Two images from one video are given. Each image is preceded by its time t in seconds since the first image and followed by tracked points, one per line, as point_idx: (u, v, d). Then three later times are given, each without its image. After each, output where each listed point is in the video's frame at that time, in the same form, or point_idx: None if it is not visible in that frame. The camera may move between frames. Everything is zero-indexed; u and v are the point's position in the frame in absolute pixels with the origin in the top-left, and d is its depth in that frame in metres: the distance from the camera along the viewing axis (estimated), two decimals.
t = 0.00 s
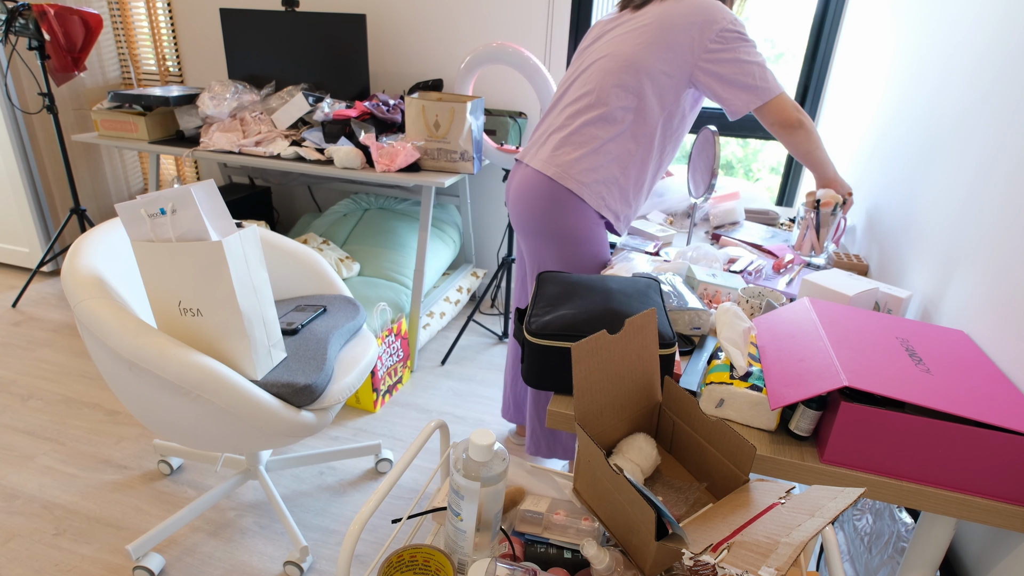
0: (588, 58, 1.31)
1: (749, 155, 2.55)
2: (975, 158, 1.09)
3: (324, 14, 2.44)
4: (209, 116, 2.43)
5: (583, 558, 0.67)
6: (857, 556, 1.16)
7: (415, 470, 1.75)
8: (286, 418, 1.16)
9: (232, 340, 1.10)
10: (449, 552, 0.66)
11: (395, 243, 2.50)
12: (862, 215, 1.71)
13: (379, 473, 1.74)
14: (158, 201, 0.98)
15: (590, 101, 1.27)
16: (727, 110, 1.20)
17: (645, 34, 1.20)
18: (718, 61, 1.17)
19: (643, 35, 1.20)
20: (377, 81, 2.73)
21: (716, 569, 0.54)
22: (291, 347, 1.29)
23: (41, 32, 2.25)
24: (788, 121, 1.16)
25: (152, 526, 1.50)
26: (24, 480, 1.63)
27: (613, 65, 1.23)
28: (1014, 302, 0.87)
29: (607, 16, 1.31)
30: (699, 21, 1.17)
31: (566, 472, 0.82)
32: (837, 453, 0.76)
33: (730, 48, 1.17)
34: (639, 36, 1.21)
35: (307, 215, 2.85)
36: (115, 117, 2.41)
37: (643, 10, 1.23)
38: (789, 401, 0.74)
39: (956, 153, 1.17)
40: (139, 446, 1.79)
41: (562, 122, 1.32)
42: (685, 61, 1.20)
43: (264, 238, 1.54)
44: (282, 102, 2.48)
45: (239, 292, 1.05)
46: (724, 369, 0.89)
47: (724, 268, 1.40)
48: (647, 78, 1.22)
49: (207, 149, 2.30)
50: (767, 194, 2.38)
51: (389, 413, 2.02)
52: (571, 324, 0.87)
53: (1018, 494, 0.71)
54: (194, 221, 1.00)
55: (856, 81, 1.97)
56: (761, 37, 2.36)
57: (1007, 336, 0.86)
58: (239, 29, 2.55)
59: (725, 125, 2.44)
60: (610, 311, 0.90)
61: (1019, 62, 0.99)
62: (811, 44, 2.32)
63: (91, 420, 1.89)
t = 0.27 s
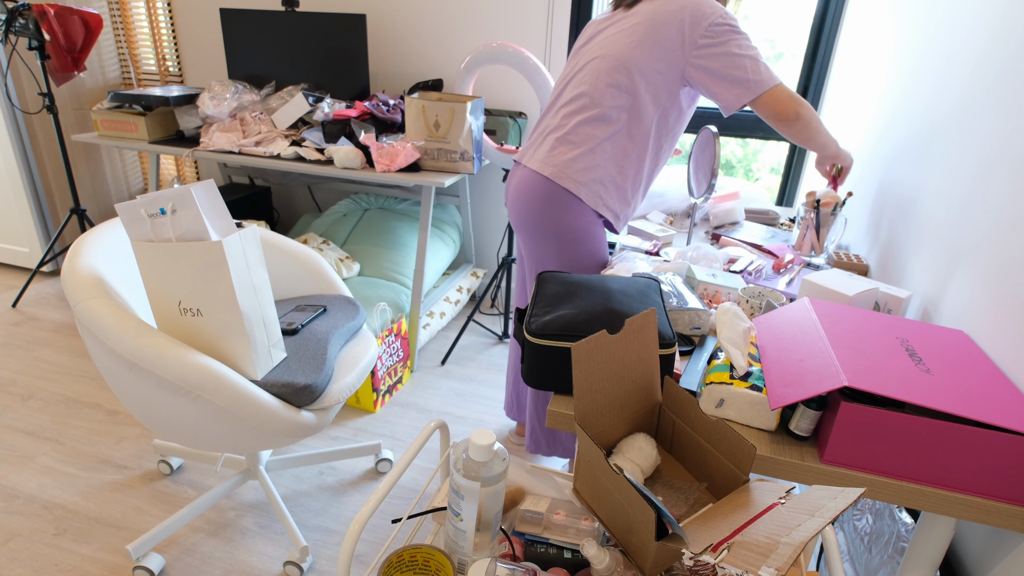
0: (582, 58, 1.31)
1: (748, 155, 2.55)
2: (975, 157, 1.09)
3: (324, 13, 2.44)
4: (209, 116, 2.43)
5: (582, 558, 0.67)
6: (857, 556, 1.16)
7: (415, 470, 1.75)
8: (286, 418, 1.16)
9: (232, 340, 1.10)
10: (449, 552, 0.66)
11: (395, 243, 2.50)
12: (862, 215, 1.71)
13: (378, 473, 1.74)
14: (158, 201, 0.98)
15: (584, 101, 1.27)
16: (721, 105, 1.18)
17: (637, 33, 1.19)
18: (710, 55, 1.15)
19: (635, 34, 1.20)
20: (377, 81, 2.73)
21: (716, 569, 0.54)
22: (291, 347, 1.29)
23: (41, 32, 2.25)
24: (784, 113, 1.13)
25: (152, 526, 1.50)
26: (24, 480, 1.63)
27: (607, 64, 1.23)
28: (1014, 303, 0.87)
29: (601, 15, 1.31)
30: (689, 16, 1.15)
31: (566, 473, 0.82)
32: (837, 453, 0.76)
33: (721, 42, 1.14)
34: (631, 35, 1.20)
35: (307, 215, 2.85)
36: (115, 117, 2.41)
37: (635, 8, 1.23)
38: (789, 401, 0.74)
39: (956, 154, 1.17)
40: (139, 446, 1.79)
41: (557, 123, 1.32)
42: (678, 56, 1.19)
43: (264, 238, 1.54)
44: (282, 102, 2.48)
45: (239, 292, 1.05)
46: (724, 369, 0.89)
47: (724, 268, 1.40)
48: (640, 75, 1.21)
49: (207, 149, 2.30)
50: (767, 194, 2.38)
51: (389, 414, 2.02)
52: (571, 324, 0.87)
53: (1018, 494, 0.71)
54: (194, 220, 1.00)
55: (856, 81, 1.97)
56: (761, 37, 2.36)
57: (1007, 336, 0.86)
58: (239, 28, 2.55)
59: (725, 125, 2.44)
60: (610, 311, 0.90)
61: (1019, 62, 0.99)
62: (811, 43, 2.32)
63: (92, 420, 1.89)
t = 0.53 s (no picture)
0: (574, 59, 1.32)
1: (748, 155, 2.55)
2: (975, 156, 1.09)
3: (323, 14, 2.44)
4: (209, 116, 2.44)
5: (583, 558, 0.67)
6: (857, 556, 1.16)
7: (415, 470, 1.75)
8: (286, 419, 1.16)
9: (232, 340, 1.10)
10: (449, 552, 0.66)
11: (395, 243, 2.50)
12: (862, 215, 1.71)
13: (378, 473, 1.74)
14: (158, 201, 0.98)
15: (576, 100, 1.28)
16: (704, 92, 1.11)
17: (623, 28, 1.20)
18: (689, 42, 1.10)
19: (620, 30, 1.20)
20: (376, 81, 2.73)
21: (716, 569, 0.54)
22: (291, 347, 1.29)
23: (41, 32, 2.25)
24: (764, 97, 1.04)
25: (152, 526, 1.50)
26: (24, 480, 1.63)
27: (596, 62, 1.24)
28: (1014, 302, 0.87)
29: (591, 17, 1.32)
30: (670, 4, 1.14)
31: (566, 472, 0.82)
32: (837, 453, 0.76)
33: (701, 26, 1.09)
34: (617, 30, 1.21)
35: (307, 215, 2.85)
36: (115, 117, 2.41)
37: (620, 5, 1.24)
38: (789, 401, 0.74)
39: (956, 154, 1.17)
40: (139, 446, 1.79)
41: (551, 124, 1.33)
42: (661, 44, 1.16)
43: (265, 238, 1.54)
44: (282, 102, 2.48)
45: (239, 292, 1.05)
46: (724, 369, 0.89)
47: (724, 268, 1.40)
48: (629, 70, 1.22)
49: (207, 149, 2.30)
50: (767, 194, 2.38)
51: (389, 414, 2.02)
52: (571, 324, 0.87)
53: (1018, 494, 0.71)
54: (194, 220, 1.00)
55: (856, 81, 1.97)
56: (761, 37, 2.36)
57: (1007, 336, 0.86)
58: (239, 28, 2.55)
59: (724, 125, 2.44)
60: (610, 311, 0.90)
61: (1019, 62, 0.99)
62: (811, 43, 2.32)
63: (92, 420, 1.89)
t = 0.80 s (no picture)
0: (586, 59, 1.31)
1: (748, 155, 2.55)
2: (976, 156, 1.09)
3: (323, 14, 2.44)
4: (209, 116, 2.44)
5: (582, 558, 0.67)
6: (857, 556, 1.16)
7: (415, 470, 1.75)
8: (287, 418, 1.16)
9: (232, 340, 1.10)
10: (449, 552, 0.66)
11: (395, 243, 2.50)
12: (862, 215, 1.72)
13: (378, 473, 1.74)
14: (158, 201, 0.98)
15: (586, 103, 1.27)
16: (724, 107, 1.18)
17: (640, 35, 1.20)
18: (716, 59, 1.16)
19: (638, 35, 1.20)
20: (377, 81, 2.73)
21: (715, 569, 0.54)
22: (291, 347, 1.29)
23: (41, 32, 2.25)
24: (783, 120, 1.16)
25: (152, 526, 1.50)
26: (24, 480, 1.63)
27: (610, 66, 1.23)
28: (1014, 302, 0.87)
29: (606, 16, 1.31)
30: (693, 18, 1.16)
31: (566, 472, 0.82)
32: (837, 453, 0.76)
33: (726, 45, 1.15)
34: (634, 37, 1.21)
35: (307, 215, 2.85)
36: (115, 117, 2.41)
37: (638, 9, 1.23)
38: (789, 401, 0.74)
39: (956, 155, 1.17)
40: (139, 446, 1.79)
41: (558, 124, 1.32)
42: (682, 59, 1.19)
43: (265, 238, 1.54)
44: (282, 102, 2.48)
45: (239, 292, 1.05)
46: (724, 369, 0.89)
47: (724, 269, 1.40)
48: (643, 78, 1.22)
49: (207, 149, 2.30)
50: (767, 194, 2.38)
51: (389, 414, 2.02)
52: (571, 324, 0.87)
53: (1018, 494, 0.71)
54: (194, 220, 1.00)
55: (856, 81, 1.98)
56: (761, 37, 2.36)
57: (1007, 336, 0.86)
58: (239, 28, 2.55)
59: (725, 125, 2.44)
60: (610, 311, 0.90)
61: (1019, 62, 0.99)
62: (811, 44, 2.32)
63: (92, 420, 1.89)
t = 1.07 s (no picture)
0: (598, 61, 1.30)
1: (748, 155, 2.55)
2: (976, 156, 1.09)
3: (323, 14, 2.44)
4: (209, 116, 2.44)
5: (582, 558, 0.67)
6: (857, 556, 1.16)
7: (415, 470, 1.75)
8: (287, 418, 1.16)
9: (232, 340, 1.10)
10: (449, 552, 0.66)
11: (395, 243, 2.50)
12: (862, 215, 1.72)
13: (378, 473, 1.74)
14: (158, 201, 0.98)
15: (603, 109, 1.26)
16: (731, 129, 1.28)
17: (664, 47, 1.20)
18: (733, 86, 1.22)
19: (659, 47, 1.20)
20: (377, 81, 2.73)
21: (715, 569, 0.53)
22: (291, 347, 1.29)
23: (41, 32, 2.25)
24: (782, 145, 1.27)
25: (152, 526, 1.50)
26: (24, 480, 1.63)
27: (630, 74, 1.23)
28: (1014, 302, 0.87)
29: (622, 18, 1.29)
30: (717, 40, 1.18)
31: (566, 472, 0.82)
32: (837, 453, 0.76)
33: (743, 74, 1.21)
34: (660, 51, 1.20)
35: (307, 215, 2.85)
36: (115, 117, 2.41)
37: (663, 19, 1.22)
38: (789, 401, 0.74)
39: (956, 155, 1.17)
40: (139, 446, 1.79)
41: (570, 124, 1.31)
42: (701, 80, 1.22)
43: (264, 238, 1.54)
44: (282, 102, 2.48)
45: (239, 292, 1.05)
46: (724, 369, 0.89)
47: (725, 268, 1.40)
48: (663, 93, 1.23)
49: (207, 149, 2.30)
50: (767, 194, 2.38)
51: (389, 413, 2.02)
52: (571, 324, 0.87)
53: (1018, 494, 0.71)
54: (194, 220, 1.00)
55: (856, 81, 1.98)
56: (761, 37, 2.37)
57: (1007, 336, 0.86)
58: (239, 28, 2.55)
59: (725, 125, 2.44)
60: (610, 311, 0.90)
61: (1019, 62, 0.99)
62: (811, 44, 2.32)
63: (92, 420, 1.89)
